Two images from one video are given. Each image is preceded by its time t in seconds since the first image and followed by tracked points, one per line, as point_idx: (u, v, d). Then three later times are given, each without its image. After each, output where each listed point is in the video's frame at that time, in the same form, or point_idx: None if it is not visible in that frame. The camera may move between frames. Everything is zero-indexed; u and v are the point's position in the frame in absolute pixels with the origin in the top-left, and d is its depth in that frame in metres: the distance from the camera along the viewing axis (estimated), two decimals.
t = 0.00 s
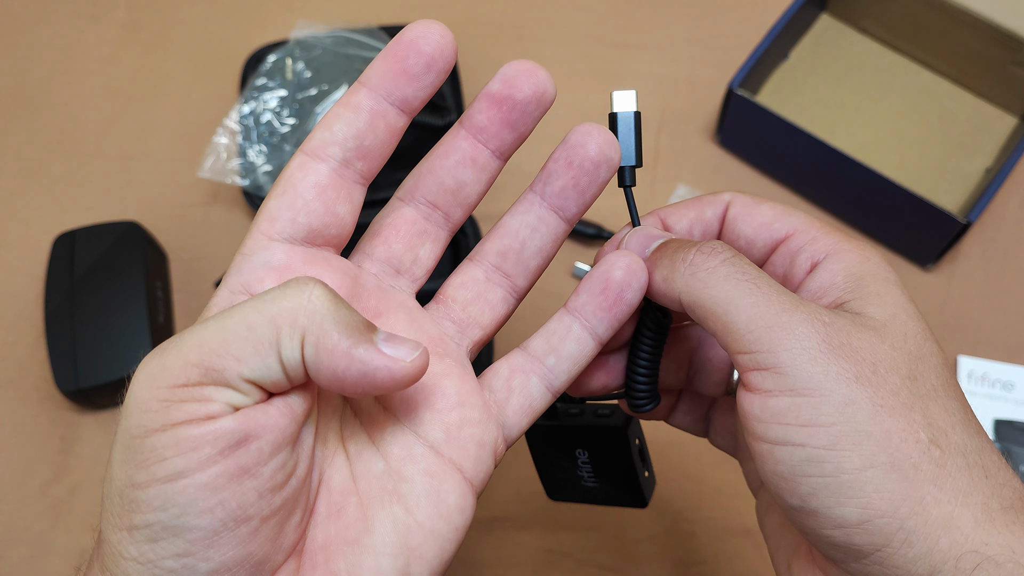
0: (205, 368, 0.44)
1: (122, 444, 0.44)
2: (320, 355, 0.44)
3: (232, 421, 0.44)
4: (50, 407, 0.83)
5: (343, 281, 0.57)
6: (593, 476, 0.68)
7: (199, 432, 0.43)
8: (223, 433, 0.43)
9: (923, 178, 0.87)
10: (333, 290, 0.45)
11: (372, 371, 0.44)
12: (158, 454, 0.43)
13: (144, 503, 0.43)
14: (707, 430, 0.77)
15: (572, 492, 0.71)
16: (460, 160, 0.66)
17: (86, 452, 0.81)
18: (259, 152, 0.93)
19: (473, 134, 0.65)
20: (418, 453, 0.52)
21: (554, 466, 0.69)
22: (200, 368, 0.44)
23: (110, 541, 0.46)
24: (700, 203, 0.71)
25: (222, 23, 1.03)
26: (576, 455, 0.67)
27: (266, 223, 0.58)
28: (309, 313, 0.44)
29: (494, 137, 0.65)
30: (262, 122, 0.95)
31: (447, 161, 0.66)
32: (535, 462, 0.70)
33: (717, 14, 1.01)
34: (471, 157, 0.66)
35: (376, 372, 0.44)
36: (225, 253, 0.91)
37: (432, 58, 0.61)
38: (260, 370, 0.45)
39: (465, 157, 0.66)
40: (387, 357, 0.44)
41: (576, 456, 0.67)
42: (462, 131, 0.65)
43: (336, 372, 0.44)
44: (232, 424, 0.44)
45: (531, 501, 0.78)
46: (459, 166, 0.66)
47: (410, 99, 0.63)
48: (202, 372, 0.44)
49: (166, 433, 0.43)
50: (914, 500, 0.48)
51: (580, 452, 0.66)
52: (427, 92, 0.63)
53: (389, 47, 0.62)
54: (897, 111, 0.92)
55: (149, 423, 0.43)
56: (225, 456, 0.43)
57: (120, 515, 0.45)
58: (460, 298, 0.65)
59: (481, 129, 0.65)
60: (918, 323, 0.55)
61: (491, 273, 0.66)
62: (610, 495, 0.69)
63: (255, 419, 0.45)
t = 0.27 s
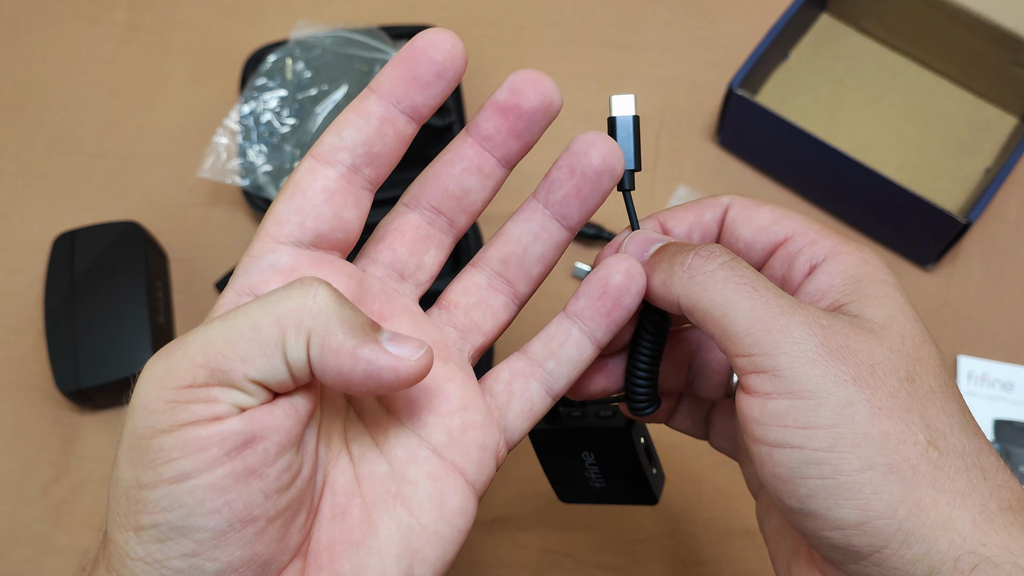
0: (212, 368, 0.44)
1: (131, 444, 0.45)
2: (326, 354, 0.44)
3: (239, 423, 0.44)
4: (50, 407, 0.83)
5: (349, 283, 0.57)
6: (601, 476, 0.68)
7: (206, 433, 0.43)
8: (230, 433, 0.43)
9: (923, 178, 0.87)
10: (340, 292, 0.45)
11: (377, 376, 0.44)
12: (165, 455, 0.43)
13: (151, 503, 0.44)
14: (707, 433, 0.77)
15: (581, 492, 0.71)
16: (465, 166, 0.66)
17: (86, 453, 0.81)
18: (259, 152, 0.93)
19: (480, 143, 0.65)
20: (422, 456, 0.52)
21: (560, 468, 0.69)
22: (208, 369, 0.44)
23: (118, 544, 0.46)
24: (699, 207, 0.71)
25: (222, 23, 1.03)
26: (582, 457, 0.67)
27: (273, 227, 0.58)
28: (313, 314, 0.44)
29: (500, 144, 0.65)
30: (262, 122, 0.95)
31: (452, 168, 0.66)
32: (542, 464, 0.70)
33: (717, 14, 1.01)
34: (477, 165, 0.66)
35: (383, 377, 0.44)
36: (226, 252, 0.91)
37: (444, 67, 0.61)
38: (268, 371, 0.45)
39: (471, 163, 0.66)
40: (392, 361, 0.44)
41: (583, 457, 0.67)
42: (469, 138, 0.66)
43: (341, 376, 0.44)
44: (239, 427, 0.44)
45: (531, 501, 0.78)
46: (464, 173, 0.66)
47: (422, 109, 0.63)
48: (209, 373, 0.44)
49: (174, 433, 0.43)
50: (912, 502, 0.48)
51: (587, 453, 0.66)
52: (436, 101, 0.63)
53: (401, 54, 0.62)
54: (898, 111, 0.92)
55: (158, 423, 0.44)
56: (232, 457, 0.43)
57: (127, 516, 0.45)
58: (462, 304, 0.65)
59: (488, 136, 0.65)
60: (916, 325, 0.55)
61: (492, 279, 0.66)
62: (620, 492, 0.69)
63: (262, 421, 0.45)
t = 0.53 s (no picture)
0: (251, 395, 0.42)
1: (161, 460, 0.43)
2: (376, 369, 0.43)
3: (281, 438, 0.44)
4: (50, 407, 0.83)
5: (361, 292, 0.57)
6: (606, 471, 0.70)
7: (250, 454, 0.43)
8: (275, 452, 0.44)
9: (923, 178, 0.87)
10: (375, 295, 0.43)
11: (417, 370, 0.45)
12: (207, 473, 0.43)
13: (193, 518, 0.44)
14: (709, 433, 0.77)
15: (586, 484, 0.73)
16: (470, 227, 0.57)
17: (86, 453, 0.81)
18: (259, 152, 0.93)
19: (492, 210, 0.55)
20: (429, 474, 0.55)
21: (566, 464, 0.71)
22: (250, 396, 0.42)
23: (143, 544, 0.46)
24: (698, 208, 0.71)
25: (222, 23, 1.03)
26: (587, 454, 0.68)
27: (273, 247, 0.57)
28: (358, 333, 0.42)
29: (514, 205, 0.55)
30: (262, 122, 0.95)
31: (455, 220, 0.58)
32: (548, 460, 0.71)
33: (717, 14, 1.01)
34: (488, 234, 0.56)
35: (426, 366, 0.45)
36: (225, 252, 0.91)
37: (473, 84, 0.55)
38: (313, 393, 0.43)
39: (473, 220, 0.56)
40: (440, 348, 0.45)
41: (587, 454, 0.68)
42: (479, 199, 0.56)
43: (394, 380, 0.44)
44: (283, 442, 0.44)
45: (531, 501, 0.78)
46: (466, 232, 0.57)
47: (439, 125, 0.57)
48: (250, 403, 0.42)
49: (216, 455, 0.43)
50: (909, 498, 0.48)
51: (591, 451, 0.68)
52: (461, 117, 0.57)
53: (429, 63, 0.56)
54: (898, 111, 0.92)
55: (196, 450, 0.42)
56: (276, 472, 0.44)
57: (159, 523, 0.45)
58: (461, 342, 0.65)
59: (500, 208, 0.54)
60: (913, 323, 0.55)
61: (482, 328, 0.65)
62: (625, 486, 0.72)
63: (301, 434, 0.45)
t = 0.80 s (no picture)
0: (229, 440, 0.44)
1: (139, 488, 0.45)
2: (351, 416, 0.44)
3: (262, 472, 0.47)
4: (50, 407, 0.83)
5: (358, 313, 0.58)
6: (595, 479, 0.67)
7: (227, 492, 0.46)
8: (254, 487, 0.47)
9: (923, 178, 0.87)
10: (357, 338, 0.43)
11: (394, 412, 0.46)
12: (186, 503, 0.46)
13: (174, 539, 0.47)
14: (709, 434, 0.77)
15: (572, 495, 0.70)
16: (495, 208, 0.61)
17: (86, 453, 0.81)
18: (259, 152, 0.93)
19: (518, 185, 0.60)
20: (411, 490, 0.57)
21: (555, 469, 0.68)
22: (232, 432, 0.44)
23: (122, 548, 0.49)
24: (700, 208, 0.71)
25: (222, 23, 1.03)
26: (578, 457, 0.66)
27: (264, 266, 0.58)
28: (331, 384, 0.42)
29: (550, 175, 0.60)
30: (262, 122, 0.95)
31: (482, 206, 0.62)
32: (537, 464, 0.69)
33: (717, 14, 1.01)
34: (511, 210, 0.61)
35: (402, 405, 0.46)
36: (225, 252, 0.91)
37: (463, 84, 0.58)
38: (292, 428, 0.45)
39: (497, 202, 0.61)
40: (420, 388, 0.47)
41: (579, 458, 0.66)
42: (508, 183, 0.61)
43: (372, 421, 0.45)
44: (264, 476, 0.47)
45: (531, 501, 0.78)
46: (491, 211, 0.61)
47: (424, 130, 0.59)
48: (227, 447, 0.44)
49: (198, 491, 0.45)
50: (912, 499, 0.48)
51: (583, 454, 0.66)
52: (454, 119, 0.60)
53: (419, 68, 0.59)
54: (898, 111, 0.92)
55: (174, 487, 0.45)
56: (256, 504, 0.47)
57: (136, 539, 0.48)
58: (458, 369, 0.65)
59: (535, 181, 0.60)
60: (916, 325, 0.55)
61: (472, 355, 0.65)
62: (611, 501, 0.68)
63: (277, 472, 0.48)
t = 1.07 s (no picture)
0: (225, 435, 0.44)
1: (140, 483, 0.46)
2: (347, 410, 0.44)
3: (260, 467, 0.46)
4: (49, 406, 0.83)
5: (356, 310, 0.58)
6: (597, 475, 0.69)
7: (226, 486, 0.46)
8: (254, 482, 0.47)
9: (923, 179, 0.87)
10: (353, 332, 0.43)
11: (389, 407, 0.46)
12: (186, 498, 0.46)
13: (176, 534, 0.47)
14: (707, 434, 0.77)
15: (577, 491, 0.71)
16: (489, 203, 0.62)
17: (86, 452, 0.81)
18: (259, 152, 0.93)
19: (512, 179, 0.61)
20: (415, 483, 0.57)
21: (557, 467, 0.69)
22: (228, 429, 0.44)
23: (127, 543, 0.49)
24: (698, 208, 0.71)
25: (222, 23, 1.04)
26: (579, 456, 0.67)
27: (263, 267, 0.58)
28: (327, 374, 0.42)
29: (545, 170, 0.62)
30: (262, 122, 0.95)
31: (476, 201, 0.62)
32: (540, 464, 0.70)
33: (717, 14, 1.01)
34: (505, 204, 0.62)
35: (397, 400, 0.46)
36: (225, 252, 0.91)
37: (455, 85, 0.59)
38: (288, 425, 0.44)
39: (490, 197, 0.62)
40: (414, 383, 0.47)
41: (580, 457, 0.67)
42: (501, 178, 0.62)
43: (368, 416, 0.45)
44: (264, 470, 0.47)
45: (530, 500, 0.78)
46: (485, 206, 0.62)
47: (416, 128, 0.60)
48: (225, 442, 0.44)
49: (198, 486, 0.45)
50: (909, 499, 0.48)
51: (584, 453, 0.67)
52: (446, 120, 0.61)
53: (411, 70, 0.59)
54: (897, 111, 0.92)
55: (175, 484, 0.45)
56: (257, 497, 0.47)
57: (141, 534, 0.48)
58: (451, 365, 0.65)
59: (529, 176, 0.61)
60: (913, 325, 0.55)
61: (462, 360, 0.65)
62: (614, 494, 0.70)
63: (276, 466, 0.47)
